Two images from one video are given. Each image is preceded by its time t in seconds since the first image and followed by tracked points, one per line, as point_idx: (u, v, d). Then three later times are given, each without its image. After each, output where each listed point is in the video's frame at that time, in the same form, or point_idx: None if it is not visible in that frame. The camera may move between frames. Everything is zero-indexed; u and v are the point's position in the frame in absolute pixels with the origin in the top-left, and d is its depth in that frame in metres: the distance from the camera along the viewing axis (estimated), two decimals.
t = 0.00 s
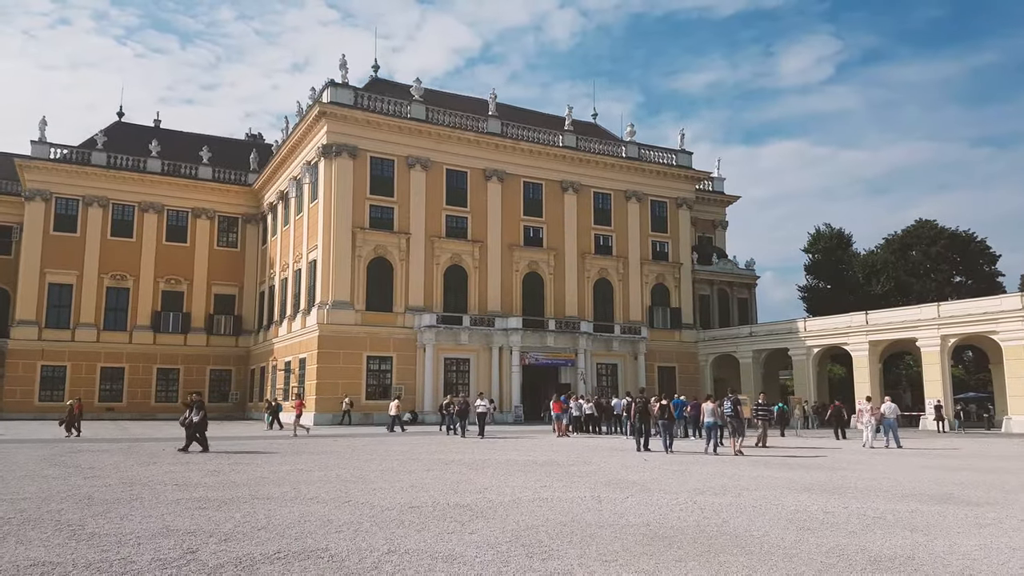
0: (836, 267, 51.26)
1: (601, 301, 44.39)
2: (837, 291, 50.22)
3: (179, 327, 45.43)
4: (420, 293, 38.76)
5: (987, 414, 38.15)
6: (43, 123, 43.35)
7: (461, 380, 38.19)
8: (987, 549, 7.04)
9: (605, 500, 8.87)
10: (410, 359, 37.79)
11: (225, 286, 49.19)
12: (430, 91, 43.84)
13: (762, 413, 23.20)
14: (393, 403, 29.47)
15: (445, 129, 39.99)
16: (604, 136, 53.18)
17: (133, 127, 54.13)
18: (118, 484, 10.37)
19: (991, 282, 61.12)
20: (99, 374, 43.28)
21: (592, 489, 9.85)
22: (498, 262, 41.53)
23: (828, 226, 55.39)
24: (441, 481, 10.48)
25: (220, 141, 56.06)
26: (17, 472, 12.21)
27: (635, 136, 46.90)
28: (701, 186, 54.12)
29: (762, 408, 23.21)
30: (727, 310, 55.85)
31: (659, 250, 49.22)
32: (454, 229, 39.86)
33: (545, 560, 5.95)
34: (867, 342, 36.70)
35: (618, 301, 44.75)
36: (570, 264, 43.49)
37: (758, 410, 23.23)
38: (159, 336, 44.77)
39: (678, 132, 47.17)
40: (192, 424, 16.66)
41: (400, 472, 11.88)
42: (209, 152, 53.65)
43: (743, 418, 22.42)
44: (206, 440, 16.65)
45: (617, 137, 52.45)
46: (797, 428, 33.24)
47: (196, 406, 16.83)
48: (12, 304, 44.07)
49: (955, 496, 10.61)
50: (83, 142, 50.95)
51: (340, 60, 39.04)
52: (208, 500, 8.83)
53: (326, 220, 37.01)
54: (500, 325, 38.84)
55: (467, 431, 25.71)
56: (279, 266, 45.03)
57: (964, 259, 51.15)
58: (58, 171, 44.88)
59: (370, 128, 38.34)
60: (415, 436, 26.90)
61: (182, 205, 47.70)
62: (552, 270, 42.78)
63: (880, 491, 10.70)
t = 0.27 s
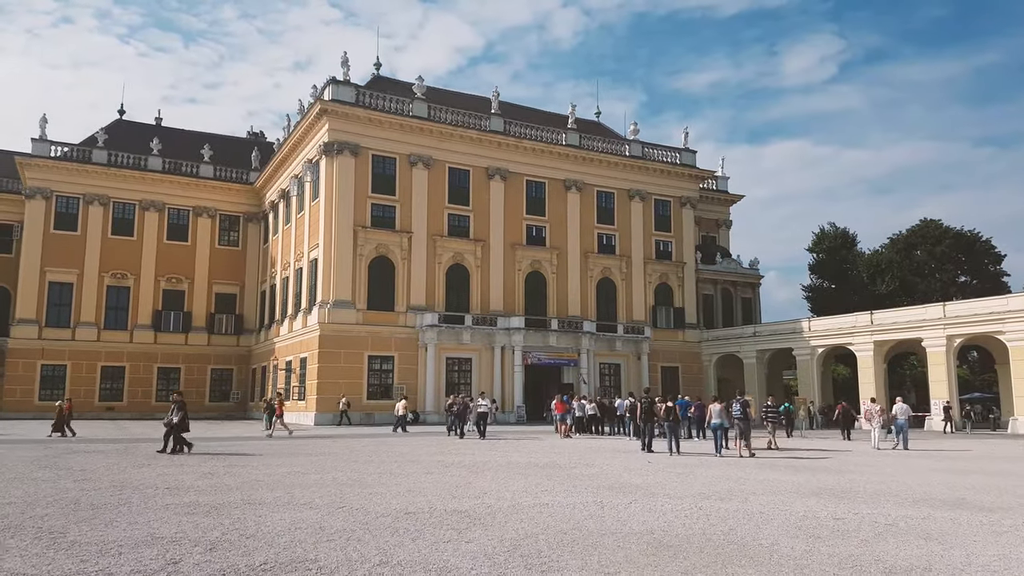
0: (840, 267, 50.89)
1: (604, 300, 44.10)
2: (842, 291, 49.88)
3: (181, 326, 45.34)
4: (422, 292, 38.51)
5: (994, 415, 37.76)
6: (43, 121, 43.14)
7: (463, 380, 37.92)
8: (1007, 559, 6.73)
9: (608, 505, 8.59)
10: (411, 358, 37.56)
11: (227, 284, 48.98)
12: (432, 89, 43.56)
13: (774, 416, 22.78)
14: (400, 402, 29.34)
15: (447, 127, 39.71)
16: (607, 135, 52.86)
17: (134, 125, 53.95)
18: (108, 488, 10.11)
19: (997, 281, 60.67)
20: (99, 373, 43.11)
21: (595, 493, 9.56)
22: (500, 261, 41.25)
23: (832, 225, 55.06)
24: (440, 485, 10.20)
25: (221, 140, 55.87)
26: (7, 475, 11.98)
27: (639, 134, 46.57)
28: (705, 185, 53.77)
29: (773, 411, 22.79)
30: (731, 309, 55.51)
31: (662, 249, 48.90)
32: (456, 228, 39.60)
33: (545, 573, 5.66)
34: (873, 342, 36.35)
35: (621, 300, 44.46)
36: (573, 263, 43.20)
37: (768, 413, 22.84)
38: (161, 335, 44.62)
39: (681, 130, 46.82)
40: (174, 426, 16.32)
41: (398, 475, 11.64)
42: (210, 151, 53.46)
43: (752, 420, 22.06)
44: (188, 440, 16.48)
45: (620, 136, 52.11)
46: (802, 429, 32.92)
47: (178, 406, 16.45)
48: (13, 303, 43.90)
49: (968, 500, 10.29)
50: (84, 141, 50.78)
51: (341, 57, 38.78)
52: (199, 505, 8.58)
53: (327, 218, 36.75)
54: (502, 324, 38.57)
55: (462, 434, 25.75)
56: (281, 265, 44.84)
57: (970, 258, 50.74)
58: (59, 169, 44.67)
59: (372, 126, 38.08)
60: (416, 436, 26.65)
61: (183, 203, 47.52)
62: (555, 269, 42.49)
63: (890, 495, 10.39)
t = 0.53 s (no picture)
0: (842, 265, 50.59)
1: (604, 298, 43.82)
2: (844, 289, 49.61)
3: (179, 324, 45.14)
4: (420, 290, 38.23)
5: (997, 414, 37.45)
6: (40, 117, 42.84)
7: (463, 378, 37.66)
8: (1022, 562, 6.43)
9: (607, 505, 8.30)
10: (411, 356, 37.30)
11: (225, 282, 48.72)
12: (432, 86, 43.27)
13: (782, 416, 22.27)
14: (404, 400, 29.17)
15: (446, 124, 39.43)
16: (608, 132, 52.56)
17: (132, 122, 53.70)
18: (93, 487, 9.83)
19: (999, 280, 60.33)
20: (97, 371, 42.86)
21: (594, 492, 9.29)
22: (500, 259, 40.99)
23: (834, 223, 54.79)
24: (435, 483, 9.93)
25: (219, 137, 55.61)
26: None
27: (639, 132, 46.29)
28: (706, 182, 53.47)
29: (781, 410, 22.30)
30: (732, 308, 55.23)
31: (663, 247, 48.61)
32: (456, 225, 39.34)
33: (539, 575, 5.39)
34: (875, 340, 36.05)
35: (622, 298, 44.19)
36: (574, 260, 42.92)
37: (775, 412, 22.35)
38: (159, 333, 44.39)
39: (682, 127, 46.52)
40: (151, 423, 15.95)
41: (393, 474, 11.37)
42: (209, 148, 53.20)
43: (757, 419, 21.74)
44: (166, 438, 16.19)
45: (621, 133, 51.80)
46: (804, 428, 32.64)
47: (156, 403, 16.06)
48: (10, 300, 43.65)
49: (978, 499, 10.00)
50: (82, 138, 50.52)
51: (340, 53, 38.50)
52: (184, 504, 8.31)
53: (326, 215, 36.48)
54: (502, 322, 38.32)
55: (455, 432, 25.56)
56: (279, 262, 44.60)
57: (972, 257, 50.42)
58: (56, 166, 44.39)
59: (371, 123, 37.80)
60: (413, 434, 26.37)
61: (181, 201, 47.28)
62: (555, 267, 42.24)
63: (897, 495, 10.10)
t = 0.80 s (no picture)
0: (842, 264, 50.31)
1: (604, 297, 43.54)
2: (844, 288, 49.39)
3: (176, 323, 44.88)
4: (418, 289, 37.94)
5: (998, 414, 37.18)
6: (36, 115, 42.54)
7: (461, 378, 37.36)
8: None
9: (605, 510, 8.03)
10: (409, 356, 37.01)
11: (222, 281, 48.40)
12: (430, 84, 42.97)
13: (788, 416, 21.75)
14: (407, 399, 28.99)
15: (445, 122, 39.14)
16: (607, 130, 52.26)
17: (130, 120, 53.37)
18: (77, 490, 9.55)
19: (1000, 279, 60.05)
20: (93, 370, 42.55)
21: (592, 497, 9.01)
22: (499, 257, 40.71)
23: (834, 221, 54.58)
24: (429, 487, 9.66)
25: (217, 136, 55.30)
26: None
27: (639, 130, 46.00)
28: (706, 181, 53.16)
29: (787, 410, 21.74)
30: (732, 307, 54.96)
31: (663, 246, 48.32)
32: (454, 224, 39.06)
33: None
34: (876, 340, 35.77)
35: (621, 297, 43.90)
36: (573, 260, 42.64)
37: (782, 412, 21.80)
38: (155, 332, 44.08)
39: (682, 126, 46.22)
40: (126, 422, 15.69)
41: (386, 477, 11.09)
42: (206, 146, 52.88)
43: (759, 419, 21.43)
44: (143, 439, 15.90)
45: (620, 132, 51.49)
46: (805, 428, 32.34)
47: (132, 402, 15.82)
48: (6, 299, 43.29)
49: (987, 503, 9.72)
50: (79, 136, 50.20)
51: (338, 50, 38.20)
52: (167, 510, 8.03)
53: (323, 214, 36.18)
54: (501, 322, 38.02)
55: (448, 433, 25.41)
56: (276, 261, 44.32)
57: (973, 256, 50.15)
58: (53, 164, 44.06)
59: (368, 121, 37.51)
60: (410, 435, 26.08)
61: (178, 199, 47.01)
62: (554, 266, 41.95)
63: (904, 499, 9.81)
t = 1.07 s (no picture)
0: (843, 264, 50.04)
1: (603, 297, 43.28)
2: (845, 288, 49.20)
3: (173, 322, 44.63)
4: (416, 288, 37.68)
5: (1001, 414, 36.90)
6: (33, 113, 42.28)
7: (460, 377, 37.16)
8: None
9: (605, 514, 7.76)
10: (407, 355, 36.78)
11: (220, 280, 48.14)
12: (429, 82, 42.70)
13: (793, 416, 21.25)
14: (411, 400, 28.83)
15: (444, 120, 38.87)
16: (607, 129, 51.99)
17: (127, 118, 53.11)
18: (61, 492, 9.30)
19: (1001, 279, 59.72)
20: (90, 370, 42.29)
21: (591, 499, 8.75)
22: (498, 257, 40.45)
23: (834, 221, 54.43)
24: (424, 489, 9.40)
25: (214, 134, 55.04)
26: None
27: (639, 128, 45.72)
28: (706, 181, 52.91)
29: (793, 409, 21.22)
30: (732, 307, 54.67)
31: (663, 245, 48.05)
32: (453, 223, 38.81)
33: None
34: (877, 340, 35.51)
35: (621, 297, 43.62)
36: (573, 259, 42.41)
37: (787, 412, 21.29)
38: (153, 332, 43.86)
39: (682, 125, 45.97)
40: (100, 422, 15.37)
41: (381, 478, 10.83)
42: (204, 144, 52.61)
43: (761, 420, 21.16)
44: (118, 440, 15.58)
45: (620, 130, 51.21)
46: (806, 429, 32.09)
47: (106, 402, 15.54)
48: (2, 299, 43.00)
49: (997, 506, 9.45)
50: (76, 134, 49.93)
51: (336, 48, 37.95)
52: (152, 512, 7.78)
53: (322, 212, 35.96)
54: (499, 321, 37.80)
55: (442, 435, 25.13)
56: (274, 260, 44.07)
57: (974, 256, 49.86)
58: (50, 162, 43.79)
59: (367, 118, 37.21)
60: (407, 435, 25.83)
61: (176, 198, 46.77)
62: (553, 266, 41.73)
63: (911, 501, 9.55)
